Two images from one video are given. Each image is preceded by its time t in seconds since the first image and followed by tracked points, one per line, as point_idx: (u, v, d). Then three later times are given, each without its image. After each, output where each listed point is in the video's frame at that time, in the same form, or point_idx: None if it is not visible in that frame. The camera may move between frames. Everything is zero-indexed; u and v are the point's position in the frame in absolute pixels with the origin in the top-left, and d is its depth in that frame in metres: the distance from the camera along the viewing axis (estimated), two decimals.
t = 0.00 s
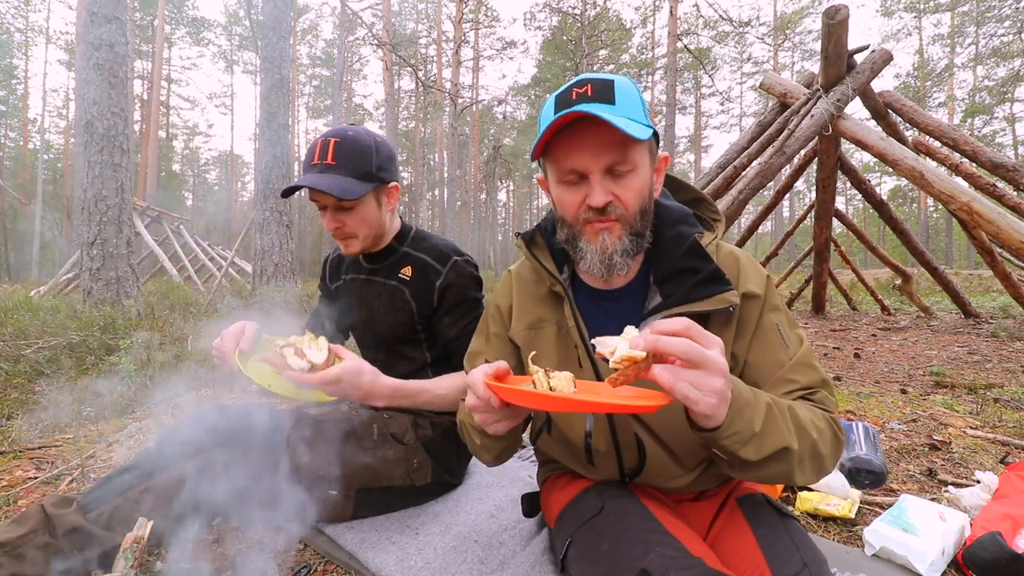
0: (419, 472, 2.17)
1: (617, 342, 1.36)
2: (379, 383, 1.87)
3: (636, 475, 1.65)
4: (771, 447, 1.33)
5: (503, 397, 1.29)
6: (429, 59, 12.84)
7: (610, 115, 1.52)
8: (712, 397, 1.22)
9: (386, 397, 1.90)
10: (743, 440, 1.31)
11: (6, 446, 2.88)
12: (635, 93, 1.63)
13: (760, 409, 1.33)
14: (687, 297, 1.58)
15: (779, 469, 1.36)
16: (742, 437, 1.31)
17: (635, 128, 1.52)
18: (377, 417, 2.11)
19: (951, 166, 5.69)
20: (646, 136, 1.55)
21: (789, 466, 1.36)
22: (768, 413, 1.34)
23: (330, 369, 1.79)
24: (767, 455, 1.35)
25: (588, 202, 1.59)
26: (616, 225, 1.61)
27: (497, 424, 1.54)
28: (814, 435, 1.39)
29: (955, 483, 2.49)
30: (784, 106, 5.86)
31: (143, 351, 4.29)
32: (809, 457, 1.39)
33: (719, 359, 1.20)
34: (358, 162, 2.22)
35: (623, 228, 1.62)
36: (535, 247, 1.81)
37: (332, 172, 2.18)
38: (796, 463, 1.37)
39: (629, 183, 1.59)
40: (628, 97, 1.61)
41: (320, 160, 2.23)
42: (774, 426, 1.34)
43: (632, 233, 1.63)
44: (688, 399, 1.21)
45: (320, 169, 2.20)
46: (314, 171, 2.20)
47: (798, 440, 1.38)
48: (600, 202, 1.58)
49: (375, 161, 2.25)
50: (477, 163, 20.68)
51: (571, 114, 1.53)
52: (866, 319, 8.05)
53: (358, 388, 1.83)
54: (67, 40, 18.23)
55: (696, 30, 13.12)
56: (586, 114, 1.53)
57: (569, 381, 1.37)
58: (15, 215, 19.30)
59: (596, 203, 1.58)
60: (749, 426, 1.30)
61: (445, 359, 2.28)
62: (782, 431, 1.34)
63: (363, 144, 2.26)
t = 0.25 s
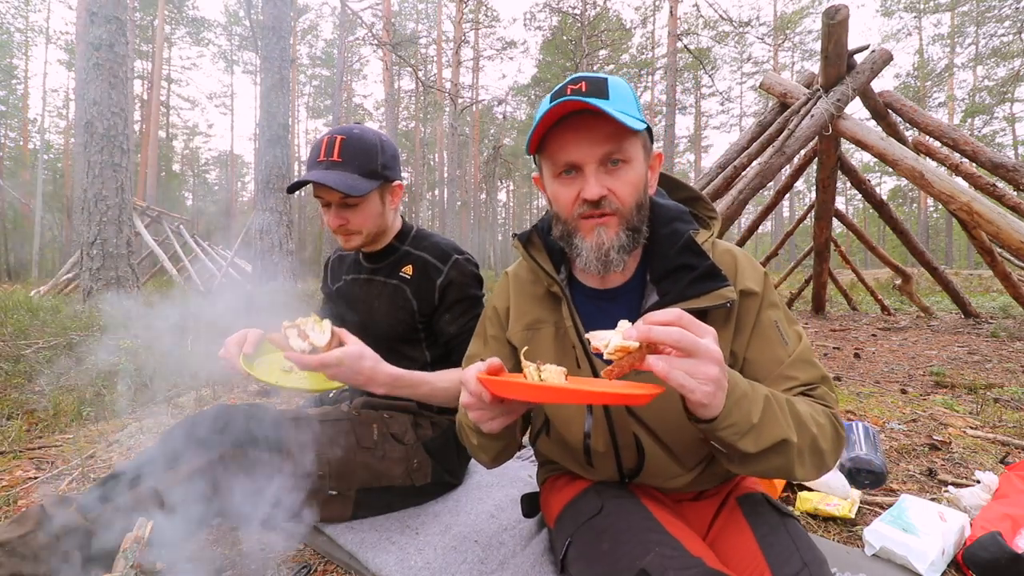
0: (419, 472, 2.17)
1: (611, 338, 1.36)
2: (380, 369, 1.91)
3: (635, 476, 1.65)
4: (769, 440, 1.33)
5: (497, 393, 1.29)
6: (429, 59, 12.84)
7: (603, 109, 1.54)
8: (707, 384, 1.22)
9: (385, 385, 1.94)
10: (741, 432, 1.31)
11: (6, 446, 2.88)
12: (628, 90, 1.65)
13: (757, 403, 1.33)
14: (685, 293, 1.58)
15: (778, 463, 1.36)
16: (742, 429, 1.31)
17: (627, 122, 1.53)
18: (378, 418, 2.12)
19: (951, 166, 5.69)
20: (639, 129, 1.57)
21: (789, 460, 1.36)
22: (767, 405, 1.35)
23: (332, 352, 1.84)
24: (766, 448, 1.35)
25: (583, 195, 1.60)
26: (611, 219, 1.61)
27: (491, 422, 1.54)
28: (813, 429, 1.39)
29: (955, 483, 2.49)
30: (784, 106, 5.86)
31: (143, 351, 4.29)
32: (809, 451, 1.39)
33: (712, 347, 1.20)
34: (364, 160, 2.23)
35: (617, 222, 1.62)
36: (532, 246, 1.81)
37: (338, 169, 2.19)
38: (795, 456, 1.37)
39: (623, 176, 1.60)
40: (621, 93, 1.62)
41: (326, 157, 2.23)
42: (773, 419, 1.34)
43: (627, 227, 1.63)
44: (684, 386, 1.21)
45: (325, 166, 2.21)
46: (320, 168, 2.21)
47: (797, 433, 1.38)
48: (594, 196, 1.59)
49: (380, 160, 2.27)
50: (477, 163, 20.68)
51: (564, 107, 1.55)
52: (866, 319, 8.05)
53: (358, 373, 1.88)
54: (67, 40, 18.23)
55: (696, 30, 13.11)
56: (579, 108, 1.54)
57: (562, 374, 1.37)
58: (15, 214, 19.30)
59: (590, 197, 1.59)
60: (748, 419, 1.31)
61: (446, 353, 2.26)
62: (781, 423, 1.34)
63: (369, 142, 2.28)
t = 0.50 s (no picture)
0: (419, 472, 2.17)
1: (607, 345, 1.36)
2: (383, 352, 1.93)
3: (633, 478, 1.65)
4: (765, 445, 1.33)
5: (495, 411, 1.28)
6: (429, 59, 12.85)
7: (593, 114, 1.53)
8: (704, 392, 1.22)
9: (385, 369, 1.95)
10: (737, 438, 1.31)
11: (6, 445, 2.88)
12: (619, 91, 1.63)
13: (753, 408, 1.33)
14: (681, 296, 1.57)
15: (775, 466, 1.36)
16: (738, 435, 1.31)
17: (617, 126, 1.52)
18: (378, 418, 2.12)
19: (951, 166, 5.69)
20: (629, 133, 1.56)
21: (785, 464, 1.36)
22: (763, 409, 1.34)
23: (335, 332, 1.86)
24: (763, 453, 1.35)
25: (574, 201, 1.59)
26: (602, 224, 1.60)
27: (490, 435, 1.53)
28: (810, 433, 1.39)
29: (955, 483, 2.49)
30: (784, 106, 5.86)
31: (143, 351, 4.29)
32: (805, 455, 1.40)
33: (708, 355, 1.20)
34: (371, 158, 2.23)
35: (610, 227, 1.61)
36: (527, 249, 1.80)
37: (345, 166, 2.18)
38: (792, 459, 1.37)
39: (615, 181, 1.59)
40: (612, 95, 1.61)
41: (332, 155, 2.23)
42: (769, 422, 1.34)
43: (620, 231, 1.62)
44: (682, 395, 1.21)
45: (332, 163, 2.20)
46: (327, 165, 2.20)
47: (794, 437, 1.38)
48: (586, 201, 1.58)
49: (385, 159, 2.27)
50: (477, 163, 20.68)
51: (553, 112, 1.54)
52: (866, 319, 8.06)
53: (359, 354, 1.89)
54: (67, 40, 18.25)
55: (696, 30, 13.11)
56: (567, 114, 1.54)
57: (557, 390, 1.36)
58: (15, 214, 19.30)
59: (582, 202, 1.58)
60: (744, 424, 1.30)
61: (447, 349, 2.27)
62: (778, 427, 1.35)
63: (375, 141, 2.28)
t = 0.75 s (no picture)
0: (419, 471, 2.17)
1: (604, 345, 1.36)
2: (384, 334, 1.91)
3: (632, 479, 1.65)
4: (764, 445, 1.33)
5: (494, 411, 1.28)
6: (429, 59, 12.85)
7: (588, 118, 1.53)
8: (702, 392, 1.22)
9: (386, 351, 1.93)
10: (736, 438, 1.31)
11: (5, 445, 2.88)
12: (615, 92, 1.63)
13: (752, 408, 1.33)
14: (681, 297, 1.57)
15: (775, 467, 1.36)
16: (736, 435, 1.31)
17: (612, 129, 1.51)
18: (378, 418, 2.12)
19: (951, 166, 5.69)
20: (626, 136, 1.55)
21: (785, 464, 1.36)
22: (761, 408, 1.35)
23: (338, 308, 1.84)
24: (763, 453, 1.35)
25: (572, 205, 1.59)
26: (600, 228, 1.60)
27: (490, 436, 1.53)
28: (810, 432, 1.39)
29: (955, 483, 2.50)
30: (784, 106, 5.86)
31: (143, 351, 4.28)
32: (805, 455, 1.40)
33: (706, 354, 1.20)
34: (375, 157, 2.23)
35: (608, 231, 1.61)
36: (525, 251, 1.80)
37: (350, 164, 2.17)
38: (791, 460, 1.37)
39: (612, 184, 1.59)
40: (607, 96, 1.60)
41: (337, 153, 2.21)
42: (768, 422, 1.34)
43: (618, 235, 1.62)
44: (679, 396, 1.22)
45: (337, 160, 2.18)
46: (331, 162, 2.18)
47: (793, 437, 1.38)
48: (583, 205, 1.58)
49: (388, 159, 2.27)
50: (477, 163, 20.67)
51: (548, 116, 1.54)
52: (866, 319, 8.06)
53: (362, 333, 1.88)
54: (67, 40, 18.25)
55: (696, 30, 13.11)
56: (561, 118, 1.55)
57: (557, 390, 1.37)
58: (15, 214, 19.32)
59: (579, 206, 1.58)
60: (743, 424, 1.30)
61: (449, 343, 2.25)
62: (777, 427, 1.35)
63: (379, 141, 2.28)
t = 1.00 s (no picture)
0: (419, 471, 2.17)
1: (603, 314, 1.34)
2: (385, 307, 1.90)
3: (632, 478, 1.64)
4: (754, 411, 1.32)
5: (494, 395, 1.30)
6: (429, 59, 12.84)
7: (590, 119, 1.52)
8: (698, 356, 1.19)
9: (384, 324, 1.92)
10: (726, 404, 1.29)
11: (6, 446, 2.88)
12: (617, 95, 1.62)
13: (743, 377, 1.32)
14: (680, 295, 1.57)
15: (767, 440, 1.34)
16: (726, 402, 1.29)
17: (614, 132, 1.51)
18: (378, 418, 2.12)
19: (951, 166, 5.69)
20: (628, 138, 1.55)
21: (778, 438, 1.35)
22: (753, 381, 1.34)
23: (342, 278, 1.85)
24: (755, 424, 1.33)
25: (572, 206, 1.57)
26: (600, 230, 1.59)
27: (488, 421, 1.52)
28: (805, 413, 1.40)
29: (956, 483, 2.49)
30: (784, 106, 5.86)
31: (143, 352, 4.29)
32: (799, 435, 1.39)
33: (700, 320, 1.16)
34: (380, 155, 2.22)
35: (607, 233, 1.60)
36: (523, 251, 1.80)
37: (355, 162, 2.13)
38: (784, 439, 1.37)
39: (613, 187, 1.57)
40: (609, 99, 1.59)
41: (340, 149, 2.17)
42: (759, 393, 1.33)
43: (617, 237, 1.61)
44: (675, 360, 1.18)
45: (341, 157, 2.14)
46: (336, 159, 2.13)
47: (786, 413, 1.37)
48: (583, 206, 1.56)
49: (391, 160, 2.27)
50: (477, 163, 20.68)
51: (550, 117, 1.53)
52: (866, 319, 8.05)
53: (364, 305, 1.88)
54: (67, 40, 18.26)
55: (696, 30, 13.11)
56: (560, 119, 1.54)
57: (556, 373, 1.38)
58: (15, 214, 19.32)
59: (579, 208, 1.56)
60: (733, 391, 1.29)
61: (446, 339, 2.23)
62: (768, 399, 1.34)
63: (383, 140, 2.27)
